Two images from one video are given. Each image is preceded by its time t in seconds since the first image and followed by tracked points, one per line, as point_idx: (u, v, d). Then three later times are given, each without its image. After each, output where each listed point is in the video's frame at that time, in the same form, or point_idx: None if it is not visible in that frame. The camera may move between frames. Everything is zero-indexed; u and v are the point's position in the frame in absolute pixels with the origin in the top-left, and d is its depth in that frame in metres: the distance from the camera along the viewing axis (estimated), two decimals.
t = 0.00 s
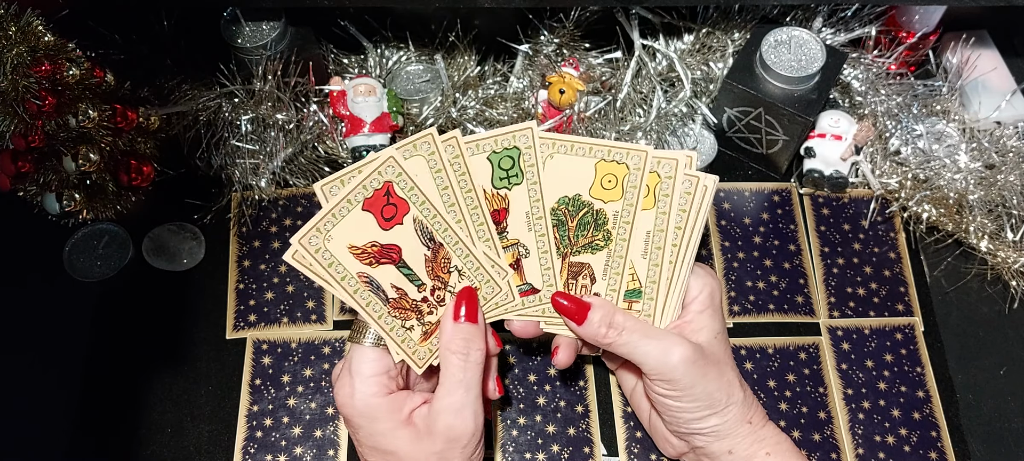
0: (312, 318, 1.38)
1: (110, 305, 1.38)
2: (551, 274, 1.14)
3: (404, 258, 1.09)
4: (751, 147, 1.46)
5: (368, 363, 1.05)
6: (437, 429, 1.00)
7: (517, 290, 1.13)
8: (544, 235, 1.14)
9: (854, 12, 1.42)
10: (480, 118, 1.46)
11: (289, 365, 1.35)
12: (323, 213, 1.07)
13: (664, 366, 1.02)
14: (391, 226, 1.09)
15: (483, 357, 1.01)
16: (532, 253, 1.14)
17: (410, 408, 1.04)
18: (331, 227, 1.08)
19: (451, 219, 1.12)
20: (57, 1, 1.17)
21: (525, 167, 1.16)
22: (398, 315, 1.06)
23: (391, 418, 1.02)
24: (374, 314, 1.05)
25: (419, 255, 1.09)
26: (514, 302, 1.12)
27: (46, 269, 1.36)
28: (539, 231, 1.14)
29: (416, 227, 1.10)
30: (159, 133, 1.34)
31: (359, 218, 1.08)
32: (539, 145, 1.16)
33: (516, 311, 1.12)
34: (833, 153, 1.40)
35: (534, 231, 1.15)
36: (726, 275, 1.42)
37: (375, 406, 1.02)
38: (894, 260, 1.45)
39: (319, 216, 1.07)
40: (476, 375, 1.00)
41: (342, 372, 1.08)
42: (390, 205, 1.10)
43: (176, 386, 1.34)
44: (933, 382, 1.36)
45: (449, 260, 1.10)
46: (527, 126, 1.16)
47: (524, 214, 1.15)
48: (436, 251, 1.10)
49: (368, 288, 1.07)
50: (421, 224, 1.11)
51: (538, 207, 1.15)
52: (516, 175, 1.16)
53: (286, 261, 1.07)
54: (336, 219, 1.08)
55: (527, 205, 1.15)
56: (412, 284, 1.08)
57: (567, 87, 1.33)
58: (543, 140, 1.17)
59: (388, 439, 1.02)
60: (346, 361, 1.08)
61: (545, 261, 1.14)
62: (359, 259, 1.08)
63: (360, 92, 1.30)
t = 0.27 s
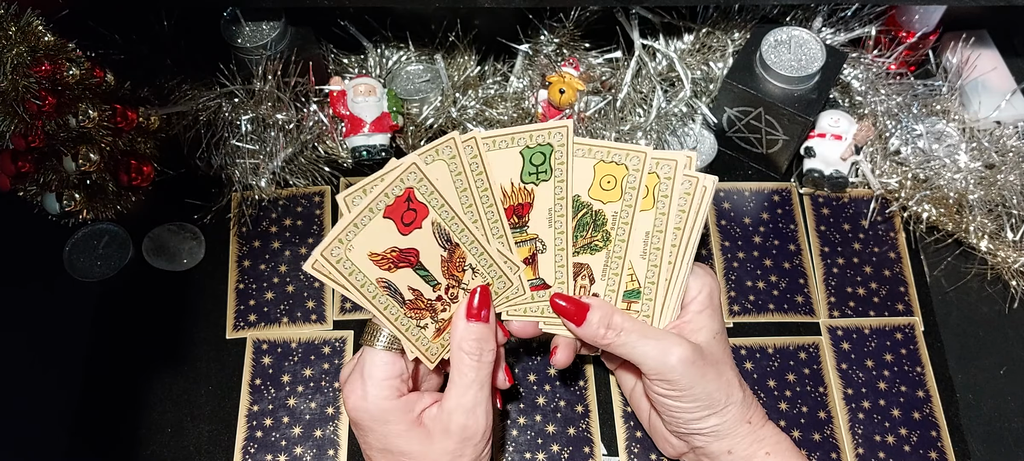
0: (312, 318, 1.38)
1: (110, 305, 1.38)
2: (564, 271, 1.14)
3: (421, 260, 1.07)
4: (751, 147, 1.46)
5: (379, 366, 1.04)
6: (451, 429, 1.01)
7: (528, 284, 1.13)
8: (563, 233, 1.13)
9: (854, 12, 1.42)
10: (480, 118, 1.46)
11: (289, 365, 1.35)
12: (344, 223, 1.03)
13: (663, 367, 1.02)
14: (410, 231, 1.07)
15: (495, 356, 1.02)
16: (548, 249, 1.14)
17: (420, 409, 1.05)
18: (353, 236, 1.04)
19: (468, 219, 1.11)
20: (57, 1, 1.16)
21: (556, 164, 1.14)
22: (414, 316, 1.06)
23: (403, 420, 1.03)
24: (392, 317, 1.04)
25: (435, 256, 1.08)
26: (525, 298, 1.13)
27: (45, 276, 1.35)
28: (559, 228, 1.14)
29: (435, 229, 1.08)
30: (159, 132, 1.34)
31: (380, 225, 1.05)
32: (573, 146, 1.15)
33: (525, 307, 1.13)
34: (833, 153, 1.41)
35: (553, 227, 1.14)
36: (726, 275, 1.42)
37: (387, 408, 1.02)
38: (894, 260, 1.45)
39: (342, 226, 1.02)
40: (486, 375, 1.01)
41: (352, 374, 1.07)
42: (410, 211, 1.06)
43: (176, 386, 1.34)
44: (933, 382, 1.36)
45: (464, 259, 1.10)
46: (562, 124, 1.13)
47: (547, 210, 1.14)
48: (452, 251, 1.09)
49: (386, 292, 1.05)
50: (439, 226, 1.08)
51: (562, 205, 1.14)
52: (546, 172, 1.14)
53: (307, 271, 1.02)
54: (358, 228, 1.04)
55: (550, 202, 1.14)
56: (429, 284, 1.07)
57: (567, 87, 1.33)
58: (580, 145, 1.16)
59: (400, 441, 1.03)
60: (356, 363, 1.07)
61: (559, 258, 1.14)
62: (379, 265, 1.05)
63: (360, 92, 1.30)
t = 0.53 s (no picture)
0: (312, 318, 1.38)
1: (110, 305, 1.38)
2: (560, 282, 1.14)
3: (419, 257, 1.08)
4: (751, 147, 1.46)
5: (375, 362, 1.05)
6: (444, 430, 1.00)
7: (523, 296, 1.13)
8: (558, 244, 1.13)
9: (854, 12, 1.42)
10: (480, 117, 1.47)
11: (289, 365, 1.34)
12: (343, 207, 1.04)
13: (659, 369, 1.02)
14: (409, 225, 1.07)
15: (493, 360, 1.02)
16: (543, 260, 1.14)
17: (414, 407, 1.05)
18: (349, 223, 1.05)
19: (470, 222, 1.11)
20: (57, 1, 1.16)
21: (547, 176, 1.12)
22: (409, 313, 1.08)
23: (397, 417, 1.03)
24: (386, 311, 1.05)
25: (434, 256, 1.09)
26: (519, 308, 1.13)
27: (45, 276, 1.35)
28: (553, 239, 1.13)
29: (434, 228, 1.09)
30: (159, 132, 1.34)
31: (379, 215, 1.06)
32: (564, 154, 1.12)
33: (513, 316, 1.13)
34: (833, 153, 1.41)
35: (547, 238, 1.13)
36: (726, 275, 1.42)
37: (380, 404, 1.03)
38: (894, 259, 1.45)
39: (339, 212, 1.03)
40: (484, 377, 1.00)
41: (346, 372, 1.08)
42: (410, 204, 1.07)
43: (176, 386, 1.34)
44: (933, 382, 1.36)
45: (462, 262, 1.10)
46: (553, 135, 1.10)
47: (541, 220, 1.14)
48: (450, 252, 1.10)
49: (382, 284, 1.06)
50: (438, 224, 1.09)
51: (556, 216, 1.13)
52: (537, 181, 1.13)
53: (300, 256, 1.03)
54: (355, 213, 1.04)
55: (544, 212, 1.13)
56: (425, 283, 1.09)
57: (567, 87, 1.33)
58: (570, 151, 1.13)
59: (393, 438, 1.02)
60: (352, 359, 1.08)
61: (555, 269, 1.14)
62: (375, 255, 1.06)
63: (360, 92, 1.30)
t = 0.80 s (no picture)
0: (312, 318, 1.38)
1: (111, 305, 1.38)
2: (540, 271, 1.14)
3: (396, 252, 1.09)
4: (751, 147, 1.46)
5: (362, 361, 1.05)
6: (437, 424, 1.01)
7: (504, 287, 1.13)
8: (535, 234, 1.14)
9: (854, 12, 1.42)
10: (480, 118, 1.47)
11: (289, 365, 1.35)
12: (314, 207, 1.06)
13: (655, 371, 1.02)
14: (384, 220, 1.09)
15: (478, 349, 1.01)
16: (522, 251, 1.14)
17: (405, 404, 1.04)
18: (324, 221, 1.07)
19: (449, 213, 1.12)
20: (57, 1, 1.17)
21: (518, 165, 1.15)
22: (391, 307, 1.07)
23: (389, 415, 1.03)
24: (366, 305, 1.07)
25: (412, 249, 1.10)
26: (502, 300, 1.12)
27: (44, 277, 1.35)
28: (529, 229, 1.14)
29: (410, 221, 1.10)
30: (159, 133, 1.34)
31: (352, 212, 1.08)
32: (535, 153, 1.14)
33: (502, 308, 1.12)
34: (834, 153, 1.41)
35: (525, 228, 1.14)
36: (726, 275, 1.42)
37: (372, 403, 1.03)
38: (894, 260, 1.45)
39: (311, 209, 1.06)
40: (472, 368, 1.00)
41: (335, 372, 1.08)
42: (383, 200, 1.09)
43: (176, 386, 1.34)
44: (933, 382, 1.36)
45: (442, 254, 1.11)
46: (522, 125, 1.14)
47: (517, 210, 1.14)
48: (429, 245, 1.11)
49: (361, 281, 1.07)
50: (415, 219, 1.11)
51: (531, 206, 1.14)
52: (509, 172, 1.15)
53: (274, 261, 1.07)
54: (328, 212, 1.07)
55: (519, 202, 1.14)
56: (406, 277, 1.09)
57: (567, 87, 1.34)
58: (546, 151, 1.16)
59: (387, 436, 1.02)
60: (339, 361, 1.08)
61: (536, 273, 1.14)
62: (352, 252, 1.08)
63: (360, 92, 1.30)
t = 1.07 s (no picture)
0: (312, 318, 1.38)
1: (111, 305, 1.38)
2: (540, 278, 1.14)
3: (406, 253, 1.09)
4: (751, 147, 1.46)
5: (363, 362, 1.06)
6: (437, 426, 1.00)
7: (505, 293, 1.13)
8: (536, 240, 1.15)
9: (854, 12, 1.42)
10: (480, 117, 1.47)
11: (289, 365, 1.34)
12: (330, 201, 1.07)
13: (661, 364, 1.02)
14: (396, 220, 1.10)
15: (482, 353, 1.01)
16: (523, 257, 1.15)
17: (405, 405, 1.05)
18: (337, 216, 1.07)
19: (456, 215, 1.13)
20: (57, 1, 1.17)
21: (522, 171, 1.15)
22: (394, 309, 1.07)
23: (389, 416, 1.02)
24: (370, 306, 1.06)
25: (420, 251, 1.10)
26: (503, 305, 1.13)
27: (45, 277, 1.35)
28: (532, 234, 1.15)
29: (420, 222, 1.11)
30: (159, 133, 1.34)
31: (365, 209, 1.09)
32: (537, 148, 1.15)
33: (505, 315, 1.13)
34: (833, 153, 1.41)
35: (525, 234, 1.15)
36: (726, 275, 1.42)
37: (372, 404, 1.03)
38: (894, 260, 1.45)
39: (326, 203, 1.06)
40: (474, 372, 1.00)
41: (335, 373, 1.08)
42: (396, 199, 1.10)
43: (176, 386, 1.34)
44: (933, 382, 1.36)
45: (449, 259, 1.11)
46: (526, 130, 1.14)
47: (518, 217, 1.16)
48: (437, 248, 1.11)
49: (368, 279, 1.07)
50: (425, 220, 1.11)
51: (532, 211, 1.15)
52: (513, 178, 1.15)
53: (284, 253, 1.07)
54: (342, 207, 1.07)
55: (521, 208, 1.15)
56: (412, 279, 1.09)
57: (567, 87, 1.34)
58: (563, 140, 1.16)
59: (386, 437, 1.02)
60: (340, 362, 1.08)
61: (536, 265, 1.15)
62: (362, 250, 1.08)
63: (360, 91, 1.30)
